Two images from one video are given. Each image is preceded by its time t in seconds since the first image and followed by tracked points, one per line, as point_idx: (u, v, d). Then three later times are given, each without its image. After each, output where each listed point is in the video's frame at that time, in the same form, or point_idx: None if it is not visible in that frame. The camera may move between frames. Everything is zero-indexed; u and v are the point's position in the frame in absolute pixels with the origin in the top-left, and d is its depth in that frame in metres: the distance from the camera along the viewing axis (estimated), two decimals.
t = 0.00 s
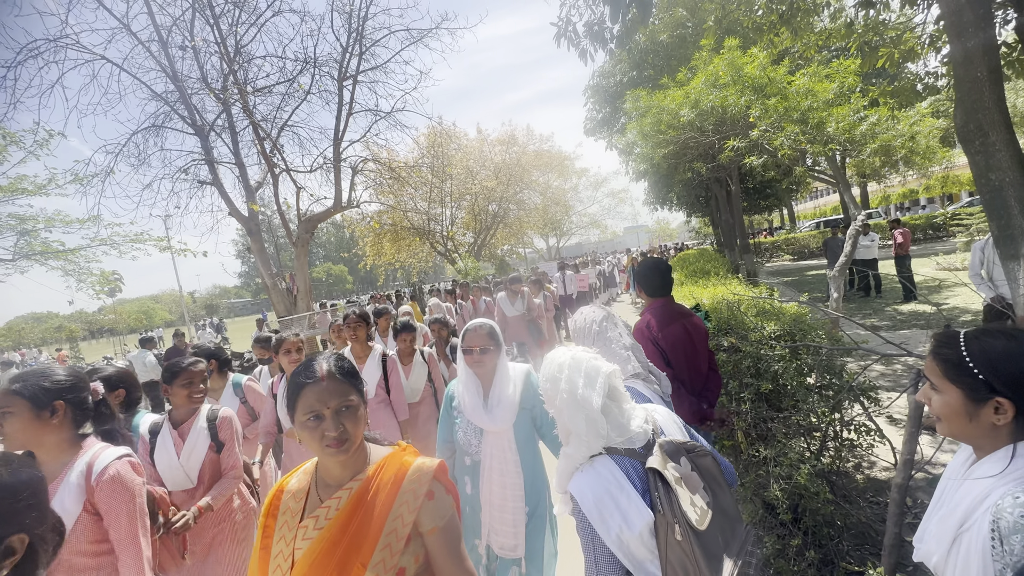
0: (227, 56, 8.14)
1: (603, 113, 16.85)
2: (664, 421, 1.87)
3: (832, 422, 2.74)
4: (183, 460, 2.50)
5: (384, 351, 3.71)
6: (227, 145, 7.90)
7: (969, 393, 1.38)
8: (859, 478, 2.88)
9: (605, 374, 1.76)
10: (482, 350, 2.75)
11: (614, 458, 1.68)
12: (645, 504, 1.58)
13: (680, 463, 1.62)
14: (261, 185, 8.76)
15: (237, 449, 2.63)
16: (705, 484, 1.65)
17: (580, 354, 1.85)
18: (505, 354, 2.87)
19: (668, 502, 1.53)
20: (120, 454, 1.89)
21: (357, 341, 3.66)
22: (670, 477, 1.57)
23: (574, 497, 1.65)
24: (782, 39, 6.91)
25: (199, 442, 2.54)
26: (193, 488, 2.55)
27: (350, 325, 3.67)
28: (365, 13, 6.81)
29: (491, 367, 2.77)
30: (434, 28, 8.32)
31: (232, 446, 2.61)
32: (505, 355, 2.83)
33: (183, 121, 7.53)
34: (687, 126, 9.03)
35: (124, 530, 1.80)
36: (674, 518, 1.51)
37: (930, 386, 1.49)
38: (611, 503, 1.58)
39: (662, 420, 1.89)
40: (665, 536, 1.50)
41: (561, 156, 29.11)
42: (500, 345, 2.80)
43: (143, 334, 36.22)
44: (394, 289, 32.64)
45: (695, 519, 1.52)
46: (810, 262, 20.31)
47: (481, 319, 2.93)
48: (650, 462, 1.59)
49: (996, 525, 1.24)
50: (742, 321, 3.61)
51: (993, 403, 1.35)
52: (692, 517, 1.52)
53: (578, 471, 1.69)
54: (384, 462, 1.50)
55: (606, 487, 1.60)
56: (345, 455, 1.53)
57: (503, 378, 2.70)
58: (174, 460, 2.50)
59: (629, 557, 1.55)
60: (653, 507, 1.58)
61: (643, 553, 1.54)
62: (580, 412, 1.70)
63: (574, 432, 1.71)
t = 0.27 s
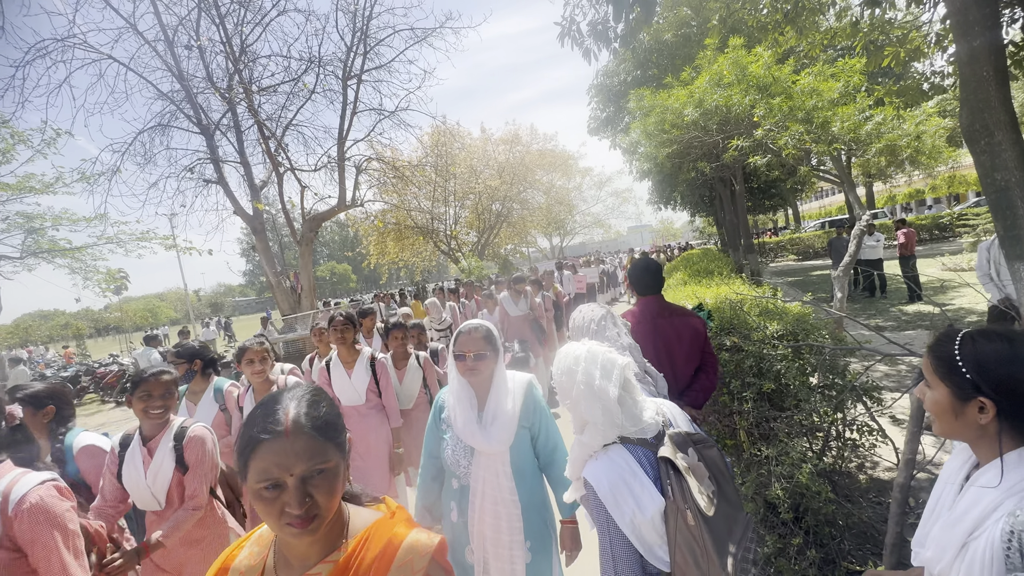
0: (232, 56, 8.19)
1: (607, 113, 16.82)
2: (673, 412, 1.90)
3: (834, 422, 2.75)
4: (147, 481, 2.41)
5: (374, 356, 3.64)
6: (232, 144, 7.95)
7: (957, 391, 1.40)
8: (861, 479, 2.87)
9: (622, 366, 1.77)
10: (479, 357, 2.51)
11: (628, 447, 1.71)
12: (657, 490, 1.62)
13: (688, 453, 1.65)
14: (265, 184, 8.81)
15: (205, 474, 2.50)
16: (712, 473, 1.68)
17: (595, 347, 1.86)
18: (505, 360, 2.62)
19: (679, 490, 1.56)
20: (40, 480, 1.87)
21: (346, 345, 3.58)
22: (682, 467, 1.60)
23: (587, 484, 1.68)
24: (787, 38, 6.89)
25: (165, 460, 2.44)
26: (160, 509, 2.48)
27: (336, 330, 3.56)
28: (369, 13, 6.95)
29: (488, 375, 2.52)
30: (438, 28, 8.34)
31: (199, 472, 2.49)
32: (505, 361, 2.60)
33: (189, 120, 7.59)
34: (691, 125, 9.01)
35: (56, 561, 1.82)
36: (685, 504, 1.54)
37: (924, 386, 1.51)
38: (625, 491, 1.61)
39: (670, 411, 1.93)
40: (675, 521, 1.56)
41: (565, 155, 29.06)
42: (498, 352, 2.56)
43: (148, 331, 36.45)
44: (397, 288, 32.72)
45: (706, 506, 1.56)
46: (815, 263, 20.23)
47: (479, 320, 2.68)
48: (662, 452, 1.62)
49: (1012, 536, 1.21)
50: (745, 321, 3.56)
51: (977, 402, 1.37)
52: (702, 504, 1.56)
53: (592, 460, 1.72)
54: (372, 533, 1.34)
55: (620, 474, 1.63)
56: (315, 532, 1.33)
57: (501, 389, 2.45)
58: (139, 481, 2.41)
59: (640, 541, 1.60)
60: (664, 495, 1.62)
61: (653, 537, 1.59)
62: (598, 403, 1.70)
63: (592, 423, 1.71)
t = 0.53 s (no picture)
0: (237, 55, 8.22)
1: (611, 112, 16.79)
2: (666, 407, 1.91)
3: (836, 422, 2.75)
4: (74, 511, 2.26)
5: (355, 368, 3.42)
6: (237, 143, 8.00)
7: (964, 393, 1.40)
8: (864, 479, 2.87)
9: (616, 362, 1.79)
10: (453, 379, 2.28)
11: (620, 440, 1.72)
12: (647, 482, 1.63)
13: (680, 447, 1.62)
14: (270, 182, 8.86)
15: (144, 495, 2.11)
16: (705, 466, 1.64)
17: (591, 343, 1.87)
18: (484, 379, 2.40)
19: (668, 481, 1.55)
20: None
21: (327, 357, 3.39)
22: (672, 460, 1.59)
23: (580, 477, 1.70)
24: (792, 37, 6.87)
25: (96, 487, 2.30)
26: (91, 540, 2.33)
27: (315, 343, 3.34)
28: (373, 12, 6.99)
29: (464, 398, 2.30)
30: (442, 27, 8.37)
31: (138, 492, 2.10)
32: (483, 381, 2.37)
33: (194, 120, 7.63)
34: (695, 124, 9.00)
35: None
36: (672, 496, 1.53)
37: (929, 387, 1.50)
38: (616, 483, 1.63)
39: (664, 406, 1.94)
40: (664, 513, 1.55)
41: (569, 154, 29.04)
42: (475, 373, 2.34)
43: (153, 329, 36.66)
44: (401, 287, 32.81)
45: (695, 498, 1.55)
46: (820, 263, 20.15)
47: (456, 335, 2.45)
48: (652, 445, 1.62)
49: None
50: (748, 321, 3.48)
51: (982, 406, 1.37)
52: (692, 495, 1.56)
53: (584, 452, 1.74)
54: None
55: (611, 467, 1.65)
56: None
57: (481, 417, 2.23)
58: (66, 511, 2.26)
59: (630, 530, 1.62)
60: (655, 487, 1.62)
61: (642, 526, 1.61)
62: (591, 398, 1.72)
63: (584, 418, 1.74)
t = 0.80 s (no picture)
0: (240, 55, 8.24)
1: (614, 112, 16.76)
2: (637, 409, 1.91)
3: (838, 423, 2.74)
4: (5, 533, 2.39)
5: (322, 371, 3.30)
6: (240, 143, 8.02)
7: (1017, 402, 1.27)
8: (866, 480, 2.86)
9: (579, 377, 1.76)
10: (407, 401, 1.89)
11: (592, 445, 1.71)
12: (622, 483, 1.62)
13: (653, 443, 1.66)
14: (272, 183, 8.89)
15: (91, 516, 1.92)
16: (678, 459, 1.66)
17: (552, 357, 1.86)
18: (444, 400, 2.01)
19: (640, 479, 1.55)
20: None
21: (292, 364, 3.30)
22: (642, 458, 1.59)
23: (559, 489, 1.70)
24: (795, 37, 6.86)
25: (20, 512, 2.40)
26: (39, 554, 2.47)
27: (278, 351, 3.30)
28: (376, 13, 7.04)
29: (423, 423, 1.92)
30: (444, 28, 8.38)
31: (82, 514, 1.91)
32: (443, 397, 2.00)
33: (197, 120, 7.65)
34: (697, 124, 8.98)
35: None
36: (647, 494, 1.53)
37: (966, 392, 1.33)
38: (591, 487, 1.63)
39: (634, 407, 1.93)
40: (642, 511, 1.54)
41: (571, 154, 29.03)
42: (434, 390, 1.97)
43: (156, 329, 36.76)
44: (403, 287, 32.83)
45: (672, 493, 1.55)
46: (822, 263, 20.11)
47: (405, 346, 2.05)
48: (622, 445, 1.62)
49: None
50: (750, 320, 3.47)
51: None
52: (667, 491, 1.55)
53: (560, 463, 1.73)
54: None
55: (586, 474, 1.65)
56: None
57: (441, 445, 1.87)
58: None
59: (614, 534, 1.60)
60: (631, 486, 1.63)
61: (625, 527, 1.59)
62: (556, 415, 1.73)
63: (552, 435, 1.74)
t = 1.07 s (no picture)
0: (241, 59, 8.27)
1: (614, 114, 16.77)
2: (616, 416, 1.89)
3: (841, 425, 2.74)
4: None
5: (294, 397, 2.93)
6: (241, 146, 8.04)
7: None
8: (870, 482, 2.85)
9: (557, 386, 1.76)
10: (382, 459, 1.58)
11: (568, 453, 1.71)
12: (598, 489, 1.61)
13: (631, 450, 1.65)
14: (273, 185, 8.90)
15: (55, 557, 1.86)
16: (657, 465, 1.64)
17: (532, 364, 1.88)
18: (431, 451, 1.72)
19: (615, 485, 1.54)
20: None
21: (258, 388, 2.92)
22: (617, 464, 1.58)
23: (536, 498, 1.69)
24: (795, 39, 6.87)
25: None
26: None
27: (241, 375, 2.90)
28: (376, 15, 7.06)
29: (401, 483, 1.60)
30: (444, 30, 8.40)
31: (46, 555, 1.85)
32: (425, 444, 1.70)
33: (199, 123, 7.67)
34: (698, 126, 8.98)
35: None
36: (622, 501, 1.51)
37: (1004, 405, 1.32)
38: (565, 495, 1.62)
39: (614, 413, 1.92)
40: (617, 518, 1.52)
41: (571, 156, 29.05)
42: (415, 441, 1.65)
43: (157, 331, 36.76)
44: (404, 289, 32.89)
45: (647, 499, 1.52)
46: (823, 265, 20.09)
47: (379, 388, 1.71)
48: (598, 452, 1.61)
49: None
50: (750, 322, 3.46)
51: None
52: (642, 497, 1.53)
53: (538, 473, 1.73)
54: None
55: (562, 481, 1.64)
56: None
57: (428, 514, 1.59)
58: None
59: (591, 542, 1.58)
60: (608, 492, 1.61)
61: (603, 534, 1.56)
62: (533, 423, 1.74)
63: (531, 443, 1.76)
